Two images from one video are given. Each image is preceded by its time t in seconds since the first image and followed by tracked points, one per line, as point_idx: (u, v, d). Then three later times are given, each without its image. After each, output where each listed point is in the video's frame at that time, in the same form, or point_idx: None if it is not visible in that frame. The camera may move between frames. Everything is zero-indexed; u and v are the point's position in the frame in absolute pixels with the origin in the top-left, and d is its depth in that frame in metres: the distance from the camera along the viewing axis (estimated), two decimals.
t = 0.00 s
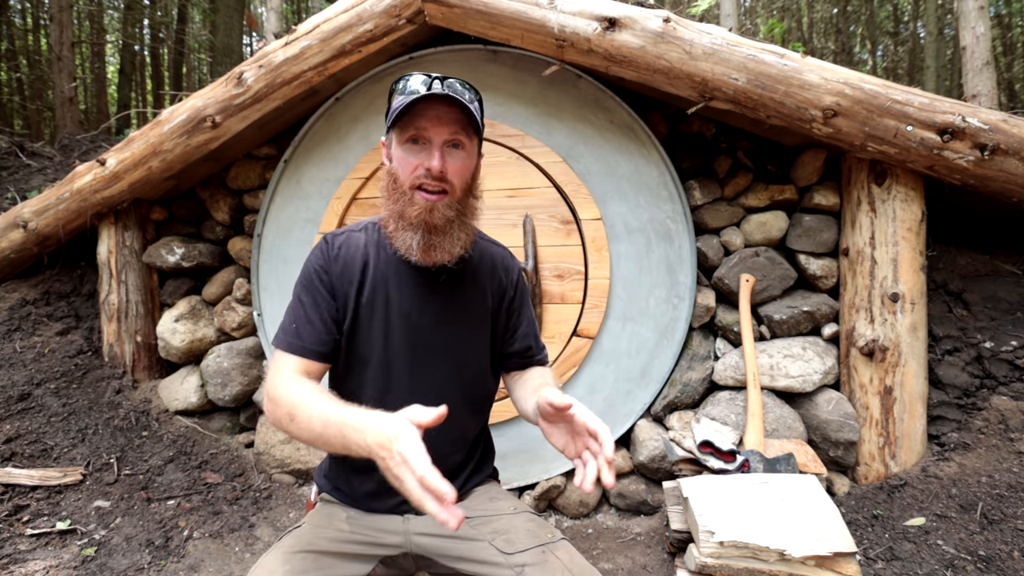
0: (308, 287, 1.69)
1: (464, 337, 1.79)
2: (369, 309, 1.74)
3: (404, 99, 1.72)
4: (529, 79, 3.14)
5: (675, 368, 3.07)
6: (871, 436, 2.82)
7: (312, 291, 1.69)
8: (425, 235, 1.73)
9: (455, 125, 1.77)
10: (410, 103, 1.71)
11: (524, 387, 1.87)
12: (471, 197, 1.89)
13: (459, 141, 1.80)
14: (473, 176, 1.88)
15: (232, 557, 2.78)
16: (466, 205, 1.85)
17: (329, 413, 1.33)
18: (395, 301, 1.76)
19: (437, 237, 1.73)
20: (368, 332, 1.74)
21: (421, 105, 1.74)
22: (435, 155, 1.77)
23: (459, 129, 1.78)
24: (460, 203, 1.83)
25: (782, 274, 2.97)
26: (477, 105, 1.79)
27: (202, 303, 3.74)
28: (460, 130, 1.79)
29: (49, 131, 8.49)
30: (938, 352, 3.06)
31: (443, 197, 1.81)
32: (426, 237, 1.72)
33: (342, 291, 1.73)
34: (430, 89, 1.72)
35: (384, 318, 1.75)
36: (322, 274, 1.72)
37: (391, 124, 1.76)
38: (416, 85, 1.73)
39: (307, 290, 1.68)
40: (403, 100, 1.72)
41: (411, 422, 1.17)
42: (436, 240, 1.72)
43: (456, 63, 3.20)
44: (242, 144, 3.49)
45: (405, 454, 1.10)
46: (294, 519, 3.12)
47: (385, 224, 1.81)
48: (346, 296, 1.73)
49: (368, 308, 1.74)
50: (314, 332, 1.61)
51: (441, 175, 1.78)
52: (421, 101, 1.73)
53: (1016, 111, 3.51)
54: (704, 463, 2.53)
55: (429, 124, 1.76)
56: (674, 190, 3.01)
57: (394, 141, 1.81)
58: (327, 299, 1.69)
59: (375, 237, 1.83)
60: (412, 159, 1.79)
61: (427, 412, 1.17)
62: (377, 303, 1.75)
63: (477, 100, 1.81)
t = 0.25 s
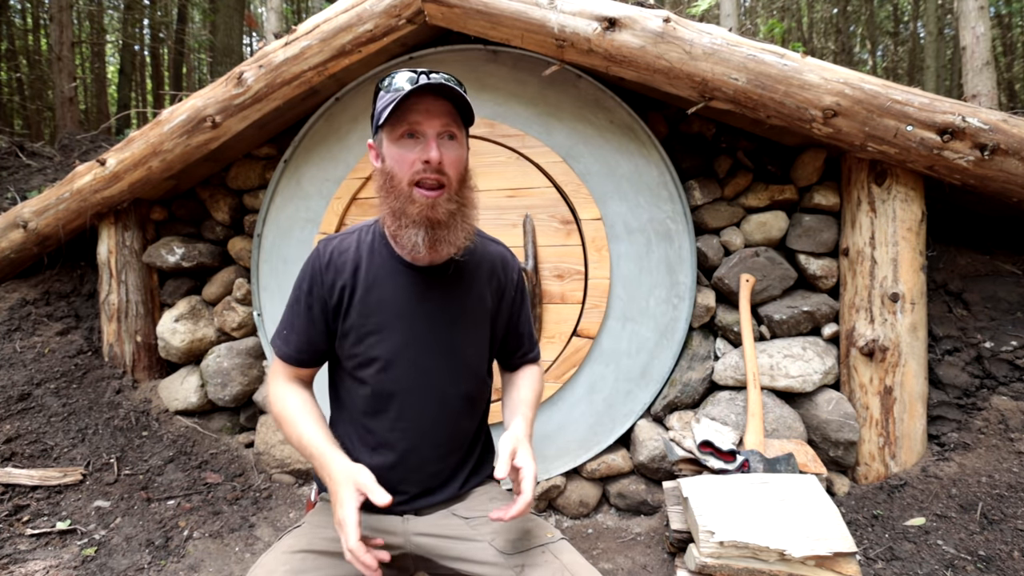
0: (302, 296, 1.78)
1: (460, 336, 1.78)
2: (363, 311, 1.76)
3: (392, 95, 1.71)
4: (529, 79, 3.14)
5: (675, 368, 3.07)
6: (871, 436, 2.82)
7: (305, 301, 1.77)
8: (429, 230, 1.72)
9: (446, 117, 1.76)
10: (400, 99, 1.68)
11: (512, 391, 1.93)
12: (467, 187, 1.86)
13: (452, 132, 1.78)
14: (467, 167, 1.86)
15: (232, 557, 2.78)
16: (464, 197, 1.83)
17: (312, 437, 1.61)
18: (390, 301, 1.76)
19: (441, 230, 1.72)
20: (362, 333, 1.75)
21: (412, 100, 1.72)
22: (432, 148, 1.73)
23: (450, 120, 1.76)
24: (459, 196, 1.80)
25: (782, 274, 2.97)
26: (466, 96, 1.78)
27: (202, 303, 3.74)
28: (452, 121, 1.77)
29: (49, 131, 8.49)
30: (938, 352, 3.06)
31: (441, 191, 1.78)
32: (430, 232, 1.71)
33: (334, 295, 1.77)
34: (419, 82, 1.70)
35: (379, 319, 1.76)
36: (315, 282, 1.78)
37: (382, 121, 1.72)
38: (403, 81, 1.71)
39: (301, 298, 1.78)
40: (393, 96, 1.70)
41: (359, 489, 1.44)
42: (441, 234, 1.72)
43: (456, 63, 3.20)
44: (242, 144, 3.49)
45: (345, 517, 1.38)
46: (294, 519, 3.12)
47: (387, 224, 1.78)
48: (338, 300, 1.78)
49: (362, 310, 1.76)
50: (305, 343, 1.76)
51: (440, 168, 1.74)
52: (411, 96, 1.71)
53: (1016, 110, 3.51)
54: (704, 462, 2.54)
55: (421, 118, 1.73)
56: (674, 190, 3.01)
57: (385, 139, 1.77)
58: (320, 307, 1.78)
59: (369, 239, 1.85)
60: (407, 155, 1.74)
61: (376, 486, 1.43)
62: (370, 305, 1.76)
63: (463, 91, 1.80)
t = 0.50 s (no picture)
0: (298, 296, 1.80)
1: (453, 334, 1.78)
2: (357, 310, 1.77)
3: (377, 96, 1.71)
4: (529, 79, 3.14)
5: (675, 368, 3.07)
6: (871, 436, 2.82)
7: (300, 302, 1.79)
8: (426, 223, 1.71)
9: (433, 115, 1.77)
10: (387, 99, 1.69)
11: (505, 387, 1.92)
12: (459, 183, 1.88)
13: (440, 129, 1.79)
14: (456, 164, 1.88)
15: (232, 557, 2.78)
16: (456, 192, 1.84)
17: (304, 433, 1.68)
18: (383, 300, 1.77)
19: (438, 223, 1.72)
20: (357, 332, 1.76)
21: (399, 99, 1.72)
22: (421, 146, 1.75)
23: (437, 118, 1.78)
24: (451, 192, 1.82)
25: (782, 274, 2.96)
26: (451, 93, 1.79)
27: (202, 303, 3.74)
28: (439, 118, 1.78)
29: (49, 131, 8.49)
30: (938, 352, 3.06)
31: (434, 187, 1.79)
32: (428, 225, 1.71)
33: (328, 295, 1.78)
34: (405, 81, 1.71)
35: (372, 318, 1.76)
36: (310, 283, 1.80)
37: (370, 122, 1.71)
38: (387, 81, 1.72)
39: (296, 299, 1.80)
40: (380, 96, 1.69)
41: (335, 484, 1.49)
42: (439, 226, 1.72)
43: (456, 63, 3.20)
44: (242, 144, 3.49)
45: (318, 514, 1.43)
46: (294, 519, 3.12)
47: (381, 222, 1.76)
48: (332, 300, 1.79)
49: (355, 309, 1.77)
50: (301, 343, 1.78)
51: (431, 165, 1.76)
52: (397, 96, 1.72)
53: (1016, 111, 3.51)
54: (704, 462, 2.53)
55: (409, 117, 1.74)
56: (674, 190, 3.01)
57: (373, 142, 1.77)
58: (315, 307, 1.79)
59: (363, 240, 1.86)
60: (397, 155, 1.75)
61: (352, 482, 1.48)
62: (364, 304, 1.77)
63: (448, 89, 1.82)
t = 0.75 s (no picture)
0: (298, 294, 1.79)
1: (451, 332, 1.78)
2: (355, 309, 1.77)
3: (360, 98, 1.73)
4: (529, 79, 3.14)
5: (675, 368, 3.07)
6: (871, 436, 2.82)
7: (300, 300, 1.78)
8: (410, 221, 1.70)
9: (417, 113, 1.77)
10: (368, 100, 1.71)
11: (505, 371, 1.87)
12: (448, 181, 1.86)
13: (424, 128, 1.79)
14: (445, 162, 1.87)
15: (232, 557, 2.78)
16: (444, 189, 1.82)
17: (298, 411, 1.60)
18: (382, 299, 1.77)
19: (422, 221, 1.71)
20: (356, 330, 1.76)
21: (382, 100, 1.74)
22: (404, 146, 1.76)
23: (421, 116, 1.78)
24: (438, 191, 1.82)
25: (782, 274, 2.96)
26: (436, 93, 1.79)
27: (202, 303, 3.74)
28: (423, 117, 1.78)
29: (49, 131, 8.49)
30: (938, 352, 3.06)
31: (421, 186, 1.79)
32: (412, 223, 1.69)
33: (327, 294, 1.78)
34: (386, 82, 1.72)
35: (371, 317, 1.77)
36: (309, 281, 1.80)
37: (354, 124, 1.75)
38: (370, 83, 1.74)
39: (295, 298, 1.79)
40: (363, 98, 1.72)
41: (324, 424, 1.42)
42: (423, 224, 1.70)
43: (456, 63, 3.20)
44: (242, 144, 3.49)
45: (306, 451, 1.33)
46: (294, 519, 3.12)
47: (368, 222, 1.78)
48: (330, 299, 1.78)
49: (353, 308, 1.77)
50: (301, 340, 1.76)
51: (415, 163, 1.77)
52: (379, 97, 1.74)
53: (1016, 111, 3.51)
54: (704, 463, 2.53)
55: (391, 117, 1.75)
56: (674, 190, 3.02)
57: (360, 144, 1.81)
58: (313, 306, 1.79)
59: (360, 239, 1.86)
60: (382, 155, 1.78)
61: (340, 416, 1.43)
62: (363, 302, 1.77)
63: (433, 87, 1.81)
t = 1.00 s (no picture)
0: (297, 292, 1.79)
1: (450, 330, 1.78)
2: (354, 308, 1.78)
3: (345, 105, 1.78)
4: (529, 79, 3.14)
5: (675, 368, 3.07)
6: (871, 436, 2.82)
7: (300, 298, 1.79)
8: (398, 222, 1.71)
9: (401, 114, 1.78)
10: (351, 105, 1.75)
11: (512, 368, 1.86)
12: (440, 179, 1.86)
13: (410, 128, 1.80)
14: (436, 160, 1.87)
15: (232, 557, 2.78)
16: (435, 187, 1.82)
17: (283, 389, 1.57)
18: (380, 297, 1.77)
19: (410, 220, 1.71)
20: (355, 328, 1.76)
21: (367, 105, 1.78)
22: (390, 147, 1.78)
23: (406, 117, 1.79)
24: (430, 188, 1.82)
25: (782, 274, 2.97)
26: (421, 92, 1.80)
27: (202, 303, 3.74)
28: (408, 117, 1.79)
29: (49, 131, 8.49)
30: (938, 352, 3.06)
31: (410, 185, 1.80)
32: (400, 224, 1.71)
33: (326, 292, 1.80)
34: (367, 85, 1.74)
35: (370, 315, 1.77)
36: (309, 280, 1.81)
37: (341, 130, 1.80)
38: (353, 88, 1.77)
39: (294, 296, 1.79)
40: (347, 104, 1.76)
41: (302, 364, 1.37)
42: (412, 224, 1.71)
43: (456, 63, 3.20)
44: (242, 144, 3.49)
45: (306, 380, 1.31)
46: (294, 519, 3.12)
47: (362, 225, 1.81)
48: (329, 297, 1.80)
49: (352, 307, 1.78)
50: (300, 337, 1.74)
51: (401, 164, 1.78)
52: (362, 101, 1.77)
53: (1016, 111, 3.50)
54: (704, 462, 2.53)
55: (376, 120, 1.78)
56: (674, 190, 3.02)
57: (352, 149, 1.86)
58: (313, 304, 1.80)
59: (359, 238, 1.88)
60: (371, 158, 1.81)
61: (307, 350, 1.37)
62: (363, 300, 1.78)
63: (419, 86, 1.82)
